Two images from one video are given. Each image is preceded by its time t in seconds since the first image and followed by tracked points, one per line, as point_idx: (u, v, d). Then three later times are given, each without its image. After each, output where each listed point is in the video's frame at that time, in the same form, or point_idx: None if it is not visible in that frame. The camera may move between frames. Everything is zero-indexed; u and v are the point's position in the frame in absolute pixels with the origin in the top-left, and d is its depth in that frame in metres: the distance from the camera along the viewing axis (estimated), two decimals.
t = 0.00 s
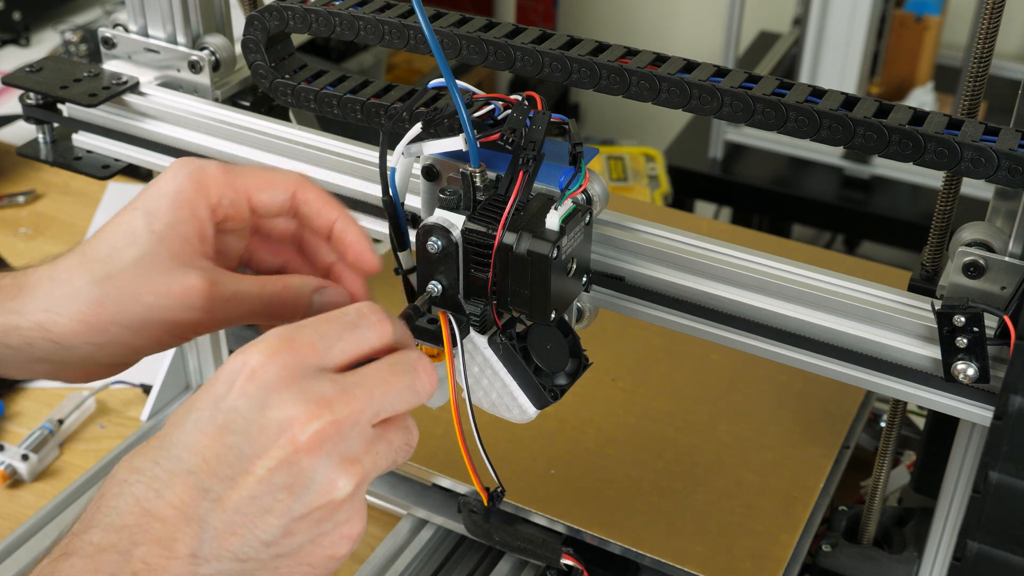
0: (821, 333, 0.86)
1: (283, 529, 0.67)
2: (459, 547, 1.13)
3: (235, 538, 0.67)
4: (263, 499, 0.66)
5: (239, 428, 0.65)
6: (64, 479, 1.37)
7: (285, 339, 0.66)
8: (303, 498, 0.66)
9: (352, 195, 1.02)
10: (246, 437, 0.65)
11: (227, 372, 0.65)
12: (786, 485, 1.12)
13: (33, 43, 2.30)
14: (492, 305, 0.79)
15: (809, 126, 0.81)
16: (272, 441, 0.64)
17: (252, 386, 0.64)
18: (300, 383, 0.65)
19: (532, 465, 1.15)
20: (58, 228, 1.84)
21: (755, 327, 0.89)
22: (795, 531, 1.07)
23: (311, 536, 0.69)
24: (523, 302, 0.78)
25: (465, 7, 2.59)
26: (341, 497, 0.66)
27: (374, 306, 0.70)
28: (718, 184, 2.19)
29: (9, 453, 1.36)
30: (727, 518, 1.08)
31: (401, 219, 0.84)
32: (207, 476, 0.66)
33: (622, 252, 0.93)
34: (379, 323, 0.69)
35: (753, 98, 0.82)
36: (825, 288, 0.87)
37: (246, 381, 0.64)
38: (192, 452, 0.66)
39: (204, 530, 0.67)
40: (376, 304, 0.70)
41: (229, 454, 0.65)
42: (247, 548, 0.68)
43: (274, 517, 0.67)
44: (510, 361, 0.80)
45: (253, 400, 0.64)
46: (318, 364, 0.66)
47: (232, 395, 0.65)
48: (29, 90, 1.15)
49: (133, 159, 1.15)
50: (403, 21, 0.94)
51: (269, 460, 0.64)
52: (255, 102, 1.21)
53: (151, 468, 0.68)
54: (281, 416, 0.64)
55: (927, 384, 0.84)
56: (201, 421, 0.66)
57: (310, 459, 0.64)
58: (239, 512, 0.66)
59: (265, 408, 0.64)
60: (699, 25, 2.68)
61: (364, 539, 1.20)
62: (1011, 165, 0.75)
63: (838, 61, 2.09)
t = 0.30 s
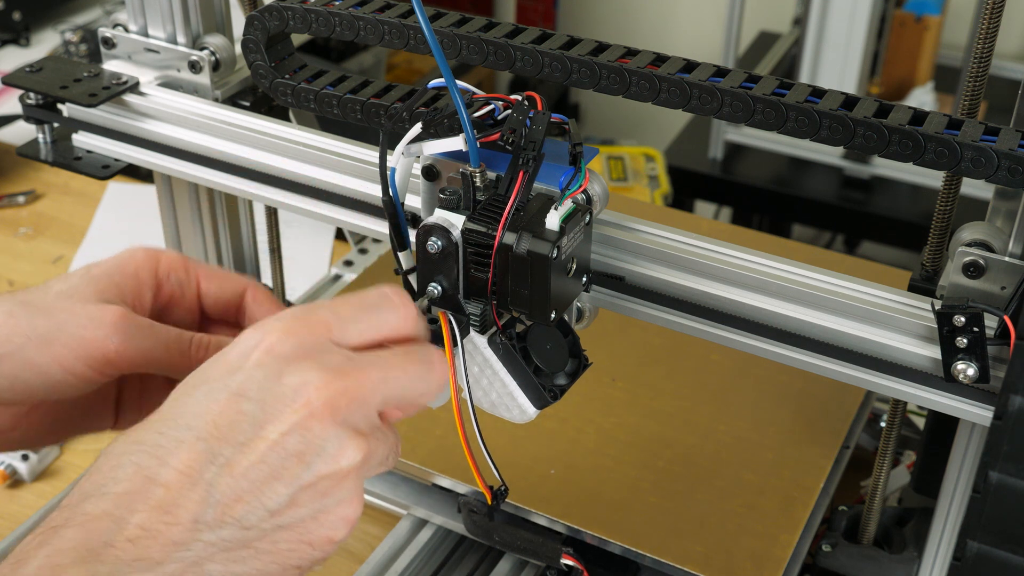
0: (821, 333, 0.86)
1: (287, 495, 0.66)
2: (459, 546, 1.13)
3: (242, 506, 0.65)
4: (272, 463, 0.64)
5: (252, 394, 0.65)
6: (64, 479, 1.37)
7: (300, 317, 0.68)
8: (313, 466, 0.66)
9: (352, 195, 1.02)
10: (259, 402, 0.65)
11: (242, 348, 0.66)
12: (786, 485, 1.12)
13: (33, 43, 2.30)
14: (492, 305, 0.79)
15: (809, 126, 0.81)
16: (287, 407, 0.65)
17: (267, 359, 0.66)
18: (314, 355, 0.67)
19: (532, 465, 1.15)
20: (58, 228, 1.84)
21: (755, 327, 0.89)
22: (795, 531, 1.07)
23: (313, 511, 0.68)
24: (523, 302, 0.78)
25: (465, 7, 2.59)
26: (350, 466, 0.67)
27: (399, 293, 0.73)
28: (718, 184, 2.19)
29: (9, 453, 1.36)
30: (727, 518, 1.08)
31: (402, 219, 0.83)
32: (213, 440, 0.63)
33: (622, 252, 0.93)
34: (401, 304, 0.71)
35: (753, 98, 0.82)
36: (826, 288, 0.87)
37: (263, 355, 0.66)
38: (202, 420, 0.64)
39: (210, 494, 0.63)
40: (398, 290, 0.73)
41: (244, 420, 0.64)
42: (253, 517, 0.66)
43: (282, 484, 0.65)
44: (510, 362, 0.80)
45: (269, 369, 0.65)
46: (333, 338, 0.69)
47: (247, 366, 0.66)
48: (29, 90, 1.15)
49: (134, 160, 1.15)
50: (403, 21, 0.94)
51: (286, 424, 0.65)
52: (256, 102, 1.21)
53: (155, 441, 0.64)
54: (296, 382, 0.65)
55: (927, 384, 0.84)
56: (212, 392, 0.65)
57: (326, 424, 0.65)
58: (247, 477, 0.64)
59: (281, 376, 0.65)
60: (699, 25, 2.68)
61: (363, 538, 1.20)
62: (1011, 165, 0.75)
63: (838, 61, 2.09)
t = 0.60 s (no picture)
0: (821, 334, 0.86)
1: (319, 519, 0.65)
2: (459, 547, 1.13)
3: (270, 527, 0.63)
4: (312, 492, 0.64)
5: (300, 418, 0.63)
6: (64, 479, 1.37)
7: (343, 340, 0.67)
8: (345, 494, 0.65)
9: (352, 195, 1.02)
10: (307, 428, 0.63)
11: (285, 365, 0.65)
12: (786, 485, 1.12)
13: (33, 43, 2.30)
14: (491, 305, 0.79)
15: (809, 126, 0.81)
16: (336, 435, 0.64)
17: (314, 385, 0.64)
18: (358, 387, 0.66)
19: (532, 464, 1.15)
20: (58, 228, 1.84)
21: (755, 327, 0.89)
22: (795, 530, 1.07)
23: (334, 535, 0.67)
24: (523, 303, 0.78)
25: (465, 7, 2.59)
26: (376, 498, 0.67)
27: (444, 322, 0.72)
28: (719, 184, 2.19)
29: (9, 453, 1.36)
30: (727, 517, 1.08)
31: (402, 219, 0.83)
32: (261, 461, 0.62)
33: (622, 252, 0.93)
34: (445, 333, 0.71)
35: (753, 98, 0.82)
36: (826, 288, 0.87)
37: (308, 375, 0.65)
38: (242, 433, 0.62)
39: (245, 510, 0.62)
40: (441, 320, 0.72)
41: (282, 442, 0.63)
42: (281, 539, 0.64)
43: (316, 510, 0.64)
44: (510, 362, 0.80)
45: (318, 394, 0.64)
46: (376, 366, 0.68)
47: (292, 387, 0.64)
48: (29, 90, 1.15)
49: (134, 160, 1.15)
50: (403, 22, 0.94)
51: (326, 453, 0.64)
52: (256, 102, 1.21)
53: (193, 443, 0.61)
54: (341, 414, 0.64)
55: (927, 384, 0.83)
56: (256, 404, 0.63)
57: (362, 458, 0.65)
58: (285, 502, 0.63)
59: (328, 404, 0.64)
60: (699, 25, 2.68)
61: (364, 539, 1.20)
62: (1011, 165, 0.75)
63: (838, 61, 2.09)
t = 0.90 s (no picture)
0: (821, 334, 0.86)
1: (329, 507, 0.65)
2: (460, 546, 1.13)
3: (282, 513, 0.63)
4: (325, 480, 0.64)
5: (323, 406, 0.64)
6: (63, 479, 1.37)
7: (366, 334, 0.67)
8: (357, 485, 0.66)
9: (352, 194, 1.02)
10: (328, 416, 0.64)
11: (307, 351, 0.66)
12: (786, 485, 1.12)
13: (33, 43, 2.30)
14: (491, 305, 0.79)
15: (809, 126, 0.81)
16: (356, 425, 0.65)
17: (337, 374, 0.65)
18: (373, 385, 0.67)
19: (532, 464, 1.15)
20: (58, 228, 1.84)
21: (756, 327, 0.89)
22: (795, 530, 1.07)
23: (338, 526, 0.67)
24: (523, 302, 0.78)
25: (465, 7, 2.59)
26: (383, 494, 0.68)
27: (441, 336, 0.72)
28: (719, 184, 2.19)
29: (9, 453, 1.37)
30: (726, 517, 1.08)
31: (402, 219, 0.83)
32: (283, 447, 0.62)
33: (622, 252, 0.93)
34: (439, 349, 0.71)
35: (753, 98, 0.82)
36: (826, 288, 0.87)
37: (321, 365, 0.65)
38: (262, 416, 0.62)
39: (262, 494, 0.61)
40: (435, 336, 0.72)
41: (307, 428, 0.63)
42: (291, 526, 0.64)
43: (328, 499, 0.65)
44: (509, 362, 0.81)
45: (340, 385, 0.65)
46: (389, 370, 0.68)
47: (314, 373, 0.65)
48: (29, 90, 1.15)
49: (134, 159, 1.15)
50: (403, 22, 0.94)
51: (345, 443, 0.65)
52: (256, 102, 1.21)
53: (211, 424, 0.61)
54: (363, 407, 0.66)
55: (927, 384, 0.84)
56: (277, 389, 0.64)
57: (377, 451, 0.66)
58: (300, 489, 0.63)
59: (349, 395, 0.65)
60: (699, 25, 2.68)
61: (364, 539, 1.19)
62: (1011, 165, 0.75)
63: (838, 61, 2.09)
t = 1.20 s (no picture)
0: (821, 334, 0.86)
1: (337, 508, 0.67)
2: (460, 546, 1.13)
3: (290, 511, 0.64)
4: (334, 481, 0.66)
5: (334, 407, 0.66)
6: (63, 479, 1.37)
7: (376, 340, 0.69)
8: (365, 487, 0.67)
9: (352, 194, 1.02)
10: (339, 417, 0.66)
11: (319, 353, 0.67)
12: (785, 485, 1.12)
13: (33, 43, 2.30)
14: (491, 305, 0.79)
15: (809, 126, 0.81)
16: (368, 428, 0.66)
17: (349, 376, 0.67)
18: (384, 389, 0.68)
19: (532, 464, 1.15)
20: (58, 228, 1.84)
21: (755, 327, 0.89)
22: (795, 531, 1.07)
23: (344, 528, 0.69)
24: (523, 302, 0.78)
25: (465, 7, 2.59)
26: (389, 497, 0.69)
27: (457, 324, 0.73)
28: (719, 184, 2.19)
29: (9, 453, 1.37)
30: (726, 518, 1.08)
31: (402, 220, 0.83)
32: (292, 446, 0.63)
33: (623, 252, 0.93)
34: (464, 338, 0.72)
35: (753, 98, 0.82)
36: (827, 288, 0.87)
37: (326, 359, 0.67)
38: (274, 414, 0.64)
39: (269, 492, 0.63)
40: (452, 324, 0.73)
41: (318, 428, 0.65)
42: (297, 524, 0.65)
43: (336, 499, 0.66)
44: (509, 362, 0.81)
45: (352, 386, 0.67)
46: (397, 376, 0.70)
47: (326, 374, 0.67)
48: (29, 90, 1.15)
49: (134, 160, 1.15)
50: (403, 22, 0.94)
51: (356, 445, 0.66)
52: (255, 102, 1.21)
53: (223, 421, 0.63)
54: (374, 408, 0.67)
55: (927, 384, 0.84)
56: (289, 388, 0.65)
57: (385, 454, 0.67)
58: (309, 488, 0.65)
59: (361, 397, 0.67)
60: (699, 25, 2.68)
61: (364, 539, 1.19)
62: (1011, 165, 0.75)
63: (838, 61, 2.09)
